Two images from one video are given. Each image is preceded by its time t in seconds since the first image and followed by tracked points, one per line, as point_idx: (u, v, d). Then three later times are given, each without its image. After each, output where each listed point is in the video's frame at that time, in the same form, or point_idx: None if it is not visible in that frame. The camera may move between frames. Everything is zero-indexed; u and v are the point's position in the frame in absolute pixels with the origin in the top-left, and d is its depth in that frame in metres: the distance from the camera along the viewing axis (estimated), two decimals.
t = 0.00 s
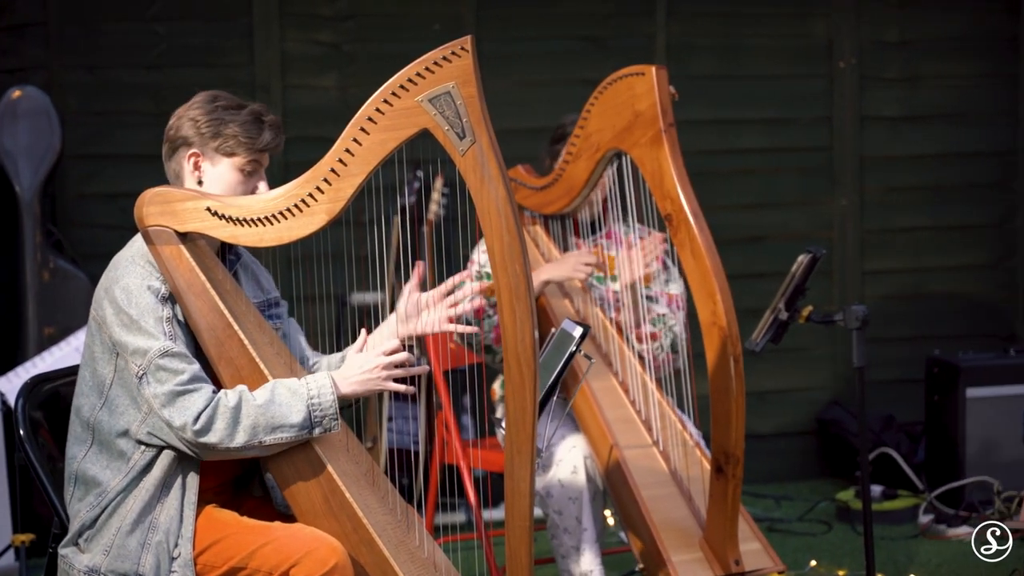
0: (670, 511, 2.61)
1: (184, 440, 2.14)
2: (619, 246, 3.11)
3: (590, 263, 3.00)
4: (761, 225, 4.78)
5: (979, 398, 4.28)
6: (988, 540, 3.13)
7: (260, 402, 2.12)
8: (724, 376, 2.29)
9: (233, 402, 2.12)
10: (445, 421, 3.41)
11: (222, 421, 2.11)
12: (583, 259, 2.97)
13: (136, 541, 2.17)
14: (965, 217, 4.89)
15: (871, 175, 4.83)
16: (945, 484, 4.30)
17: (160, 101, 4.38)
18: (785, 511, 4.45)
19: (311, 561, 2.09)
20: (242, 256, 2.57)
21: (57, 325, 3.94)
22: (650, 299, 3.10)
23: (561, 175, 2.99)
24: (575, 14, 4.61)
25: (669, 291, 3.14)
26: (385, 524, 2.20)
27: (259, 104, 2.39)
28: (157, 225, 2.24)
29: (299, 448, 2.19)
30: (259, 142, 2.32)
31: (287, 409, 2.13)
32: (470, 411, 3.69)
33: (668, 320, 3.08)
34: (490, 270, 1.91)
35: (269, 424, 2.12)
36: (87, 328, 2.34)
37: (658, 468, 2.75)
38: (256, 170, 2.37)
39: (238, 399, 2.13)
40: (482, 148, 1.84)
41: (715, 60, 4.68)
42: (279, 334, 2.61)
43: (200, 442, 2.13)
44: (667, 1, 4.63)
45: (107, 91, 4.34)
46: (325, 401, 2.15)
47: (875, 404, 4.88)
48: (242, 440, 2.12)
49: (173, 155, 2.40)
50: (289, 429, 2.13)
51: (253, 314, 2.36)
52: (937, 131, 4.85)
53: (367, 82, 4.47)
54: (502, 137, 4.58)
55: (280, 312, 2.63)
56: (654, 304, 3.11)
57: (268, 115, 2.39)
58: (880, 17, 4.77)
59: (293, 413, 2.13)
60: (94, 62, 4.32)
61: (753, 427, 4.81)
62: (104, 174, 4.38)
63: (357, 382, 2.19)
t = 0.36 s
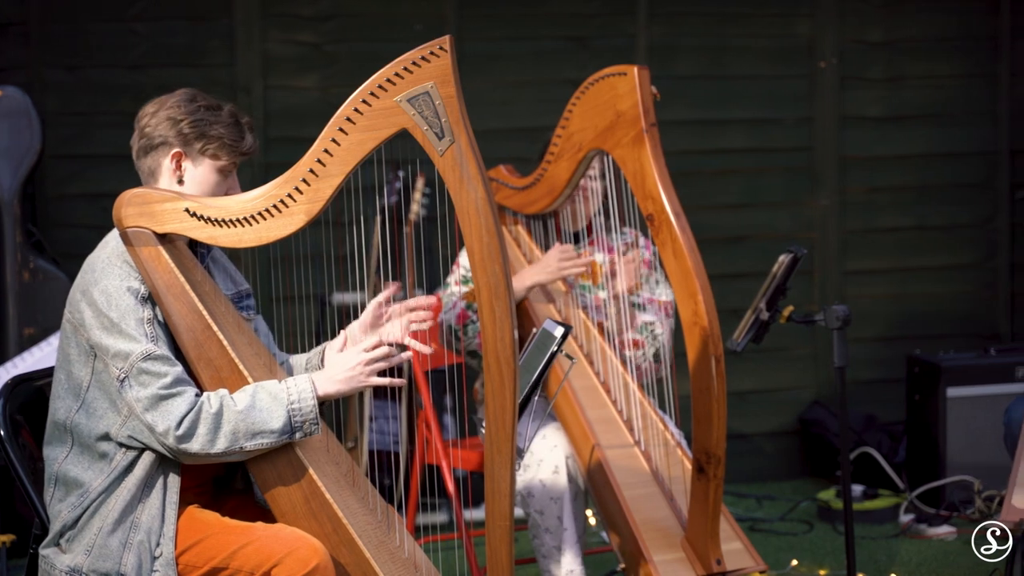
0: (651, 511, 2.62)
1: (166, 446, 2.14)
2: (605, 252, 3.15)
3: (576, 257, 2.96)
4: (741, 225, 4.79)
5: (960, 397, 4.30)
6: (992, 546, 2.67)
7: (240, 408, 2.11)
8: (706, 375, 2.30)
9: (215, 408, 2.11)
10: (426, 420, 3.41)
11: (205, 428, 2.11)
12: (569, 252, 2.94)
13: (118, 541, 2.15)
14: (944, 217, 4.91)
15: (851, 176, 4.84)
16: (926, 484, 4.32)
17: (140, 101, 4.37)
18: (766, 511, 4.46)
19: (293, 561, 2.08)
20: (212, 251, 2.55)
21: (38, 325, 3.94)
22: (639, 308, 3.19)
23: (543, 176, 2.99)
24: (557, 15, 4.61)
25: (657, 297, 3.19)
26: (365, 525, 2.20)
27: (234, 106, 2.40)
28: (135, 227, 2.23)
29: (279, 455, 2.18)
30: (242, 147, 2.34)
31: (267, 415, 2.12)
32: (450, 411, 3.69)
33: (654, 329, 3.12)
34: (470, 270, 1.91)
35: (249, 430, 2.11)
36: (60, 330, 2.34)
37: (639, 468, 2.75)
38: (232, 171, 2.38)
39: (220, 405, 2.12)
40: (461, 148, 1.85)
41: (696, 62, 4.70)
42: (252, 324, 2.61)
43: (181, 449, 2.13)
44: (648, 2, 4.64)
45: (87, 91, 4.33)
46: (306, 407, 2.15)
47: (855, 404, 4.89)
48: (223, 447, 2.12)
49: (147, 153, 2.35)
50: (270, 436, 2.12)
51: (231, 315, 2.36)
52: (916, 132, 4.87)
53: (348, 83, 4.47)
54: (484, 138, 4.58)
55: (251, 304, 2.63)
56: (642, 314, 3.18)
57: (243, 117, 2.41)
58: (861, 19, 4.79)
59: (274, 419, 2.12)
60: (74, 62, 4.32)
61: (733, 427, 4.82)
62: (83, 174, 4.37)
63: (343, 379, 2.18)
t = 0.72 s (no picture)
0: (630, 510, 2.62)
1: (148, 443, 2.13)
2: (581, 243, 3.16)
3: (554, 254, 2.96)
4: (720, 225, 4.81)
5: (939, 396, 4.32)
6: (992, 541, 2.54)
7: (222, 403, 2.11)
8: (685, 374, 2.30)
9: (196, 404, 2.11)
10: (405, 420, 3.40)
11: (187, 424, 2.10)
12: (547, 249, 2.95)
13: (97, 541, 2.14)
14: (921, 217, 4.94)
15: (829, 175, 4.87)
16: (905, 483, 4.36)
17: (119, 101, 4.35)
18: (745, 509, 4.48)
19: (272, 560, 2.07)
20: (193, 253, 2.54)
21: (15, 325, 3.88)
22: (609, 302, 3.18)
23: (522, 175, 2.99)
24: (536, 15, 4.62)
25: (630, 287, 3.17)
26: (344, 525, 2.19)
27: (219, 108, 2.40)
28: (113, 227, 2.22)
29: (258, 452, 2.18)
30: (227, 149, 2.34)
31: (249, 409, 2.12)
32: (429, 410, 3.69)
33: (625, 326, 3.16)
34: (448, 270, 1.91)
35: (232, 425, 2.11)
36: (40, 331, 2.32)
37: (618, 467, 2.75)
38: (215, 174, 2.38)
39: (202, 401, 2.11)
40: (439, 148, 1.85)
41: (675, 62, 4.71)
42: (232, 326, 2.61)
43: (164, 445, 2.12)
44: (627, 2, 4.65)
45: (65, 91, 4.31)
46: (287, 399, 2.15)
47: (832, 403, 4.92)
48: (206, 442, 2.11)
49: (130, 153, 2.34)
50: (253, 430, 2.12)
51: (210, 315, 2.36)
52: (893, 132, 4.89)
53: (327, 82, 4.45)
54: (463, 138, 4.58)
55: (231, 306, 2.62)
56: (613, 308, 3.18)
57: (227, 120, 2.40)
58: (838, 19, 4.81)
59: (256, 413, 2.12)
60: (52, 62, 4.29)
61: (712, 426, 4.84)
62: (61, 175, 4.35)
63: (321, 371, 2.17)
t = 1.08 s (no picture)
0: (607, 510, 2.62)
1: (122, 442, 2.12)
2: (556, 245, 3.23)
3: (532, 255, 2.97)
4: (697, 225, 4.82)
5: (914, 394, 4.35)
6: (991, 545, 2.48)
7: (199, 405, 2.10)
8: (662, 374, 2.31)
9: (172, 404, 2.10)
10: (383, 420, 3.40)
11: (161, 425, 2.09)
12: (524, 249, 2.95)
13: (73, 541, 2.13)
14: (895, 217, 4.96)
15: (805, 176, 4.88)
16: (881, 481, 4.38)
17: (95, 100, 4.33)
18: (721, 508, 4.50)
19: (248, 561, 2.06)
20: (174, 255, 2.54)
21: None
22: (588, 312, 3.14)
23: (499, 174, 2.99)
24: (514, 14, 4.61)
25: (607, 291, 3.17)
26: (321, 525, 2.18)
27: (207, 112, 2.39)
28: (90, 225, 2.20)
29: (237, 452, 2.17)
30: (211, 153, 2.33)
31: (227, 413, 2.11)
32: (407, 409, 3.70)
33: (605, 337, 3.15)
34: (426, 269, 1.91)
35: (208, 428, 2.10)
36: (17, 328, 2.31)
37: (595, 466, 2.75)
38: (200, 177, 2.37)
39: (178, 401, 2.10)
40: (419, 148, 1.85)
41: (653, 62, 4.72)
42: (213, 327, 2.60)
43: (139, 444, 2.11)
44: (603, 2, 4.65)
45: (41, 90, 4.29)
46: (266, 405, 2.15)
47: (808, 402, 4.94)
48: (181, 443, 2.10)
49: (116, 153, 2.33)
50: (228, 434, 2.12)
51: (188, 314, 2.34)
52: (868, 132, 4.92)
53: (304, 81, 4.44)
54: (441, 137, 4.57)
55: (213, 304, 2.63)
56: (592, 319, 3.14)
57: (214, 124, 2.40)
58: (815, 20, 4.83)
59: (233, 417, 2.11)
60: (28, 61, 4.27)
61: (689, 425, 4.85)
62: (37, 174, 4.33)
63: (300, 381, 2.18)
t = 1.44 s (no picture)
0: (584, 509, 2.61)
1: (99, 440, 2.11)
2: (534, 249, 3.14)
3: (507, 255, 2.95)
4: (673, 225, 4.83)
5: (890, 393, 4.37)
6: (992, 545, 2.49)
7: (174, 399, 2.08)
8: (638, 376, 2.31)
9: (147, 400, 2.08)
10: (359, 420, 3.38)
11: (137, 421, 2.07)
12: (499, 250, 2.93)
13: (49, 542, 2.11)
14: (871, 217, 4.98)
15: (781, 175, 4.89)
16: (857, 480, 4.40)
17: (70, 99, 4.30)
18: (698, 507, 4.50)
19: (226, 561, 2.06)
20: (153, 257, 2.50)
21: None
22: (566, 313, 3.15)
23: (476, 174, 2.98)
24: (490, 14, 4.60)
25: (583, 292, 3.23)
26: (298, 524, 2.17)
27: (183, 112, 2.35)
28: (67, 225, 2.17)
29: (211, 448, 2.15)
30: (182, 151, 2.28)
31: (202, 405, 2.10)
32: (383, 409, 3.68)
33: (584, 338, 3.17)
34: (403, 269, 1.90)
35: (184, 421, 2.09)
36: None
37: (572, 465, 2.75)
38: (176, 177, 2.33)
39: (153, 397, 2.09)
40: (396, 147, 1.84)
41: (630, 62, 4.72)
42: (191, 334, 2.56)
43: (115, 441, 2.10)
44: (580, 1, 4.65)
45: (15, 89, 4.26)
46: (240, 395, 2.13)
47: (783, 401, 4.95)
48: (157, 439, 2.09)
49: (92, 154, 2.33)
50: (205, 426, 2.10)
51: (164, 313, 2.32)
52: (844, 132, 4.93)
53: (281, 79, 4.41)
54: (417, 136, 4.56)
55: (191, 313, 2.58)
56: (570, 320, 3.15)
57: (192, 124, 2.35)
58: (791, 20, 4.84)
59: (208, 409, 2.10)
60: (2, 60, 4.24)
61: (665, 425, 4.86)
62: (12, 174, 4.29)
63: (274, 373, 2.16)
